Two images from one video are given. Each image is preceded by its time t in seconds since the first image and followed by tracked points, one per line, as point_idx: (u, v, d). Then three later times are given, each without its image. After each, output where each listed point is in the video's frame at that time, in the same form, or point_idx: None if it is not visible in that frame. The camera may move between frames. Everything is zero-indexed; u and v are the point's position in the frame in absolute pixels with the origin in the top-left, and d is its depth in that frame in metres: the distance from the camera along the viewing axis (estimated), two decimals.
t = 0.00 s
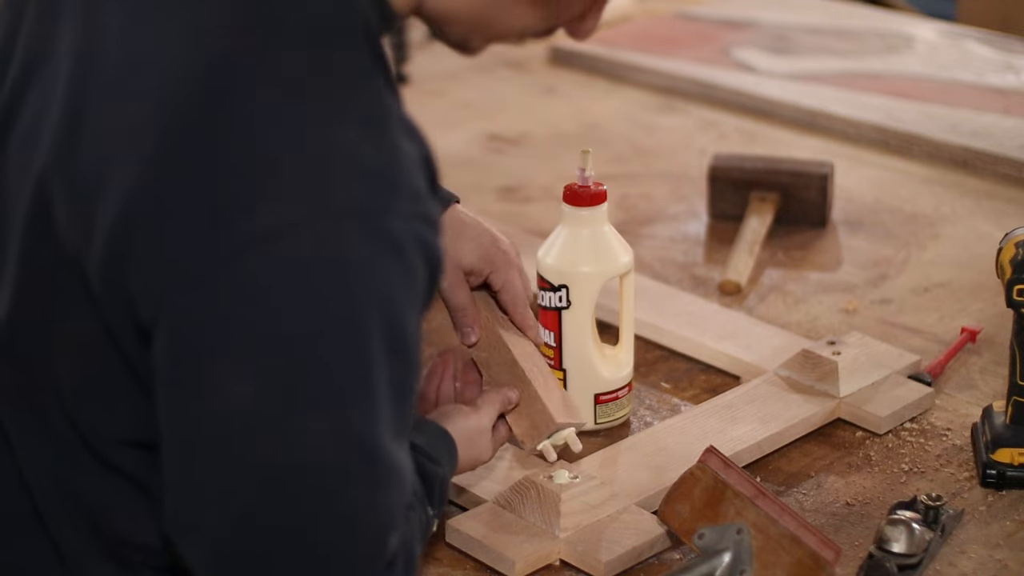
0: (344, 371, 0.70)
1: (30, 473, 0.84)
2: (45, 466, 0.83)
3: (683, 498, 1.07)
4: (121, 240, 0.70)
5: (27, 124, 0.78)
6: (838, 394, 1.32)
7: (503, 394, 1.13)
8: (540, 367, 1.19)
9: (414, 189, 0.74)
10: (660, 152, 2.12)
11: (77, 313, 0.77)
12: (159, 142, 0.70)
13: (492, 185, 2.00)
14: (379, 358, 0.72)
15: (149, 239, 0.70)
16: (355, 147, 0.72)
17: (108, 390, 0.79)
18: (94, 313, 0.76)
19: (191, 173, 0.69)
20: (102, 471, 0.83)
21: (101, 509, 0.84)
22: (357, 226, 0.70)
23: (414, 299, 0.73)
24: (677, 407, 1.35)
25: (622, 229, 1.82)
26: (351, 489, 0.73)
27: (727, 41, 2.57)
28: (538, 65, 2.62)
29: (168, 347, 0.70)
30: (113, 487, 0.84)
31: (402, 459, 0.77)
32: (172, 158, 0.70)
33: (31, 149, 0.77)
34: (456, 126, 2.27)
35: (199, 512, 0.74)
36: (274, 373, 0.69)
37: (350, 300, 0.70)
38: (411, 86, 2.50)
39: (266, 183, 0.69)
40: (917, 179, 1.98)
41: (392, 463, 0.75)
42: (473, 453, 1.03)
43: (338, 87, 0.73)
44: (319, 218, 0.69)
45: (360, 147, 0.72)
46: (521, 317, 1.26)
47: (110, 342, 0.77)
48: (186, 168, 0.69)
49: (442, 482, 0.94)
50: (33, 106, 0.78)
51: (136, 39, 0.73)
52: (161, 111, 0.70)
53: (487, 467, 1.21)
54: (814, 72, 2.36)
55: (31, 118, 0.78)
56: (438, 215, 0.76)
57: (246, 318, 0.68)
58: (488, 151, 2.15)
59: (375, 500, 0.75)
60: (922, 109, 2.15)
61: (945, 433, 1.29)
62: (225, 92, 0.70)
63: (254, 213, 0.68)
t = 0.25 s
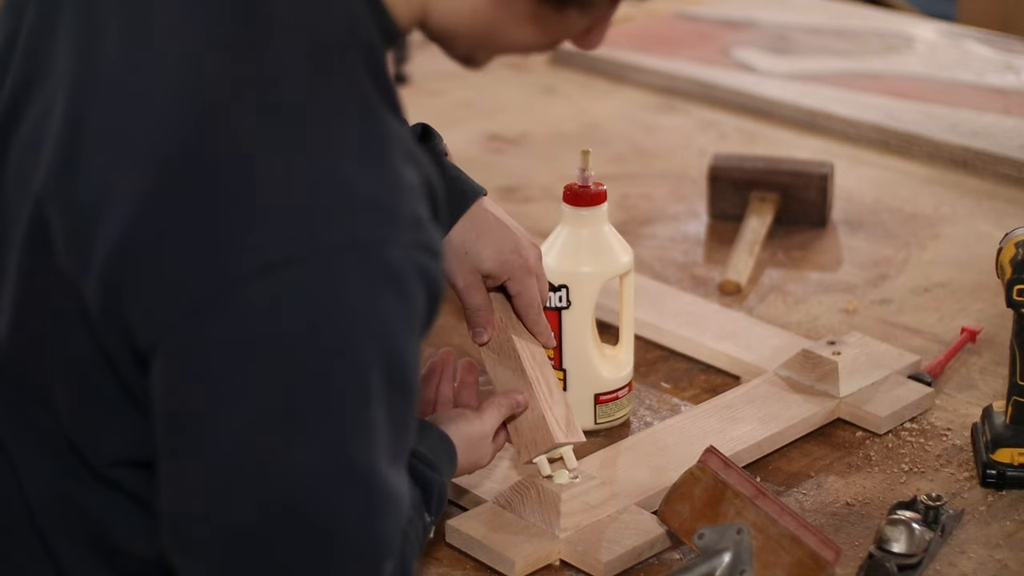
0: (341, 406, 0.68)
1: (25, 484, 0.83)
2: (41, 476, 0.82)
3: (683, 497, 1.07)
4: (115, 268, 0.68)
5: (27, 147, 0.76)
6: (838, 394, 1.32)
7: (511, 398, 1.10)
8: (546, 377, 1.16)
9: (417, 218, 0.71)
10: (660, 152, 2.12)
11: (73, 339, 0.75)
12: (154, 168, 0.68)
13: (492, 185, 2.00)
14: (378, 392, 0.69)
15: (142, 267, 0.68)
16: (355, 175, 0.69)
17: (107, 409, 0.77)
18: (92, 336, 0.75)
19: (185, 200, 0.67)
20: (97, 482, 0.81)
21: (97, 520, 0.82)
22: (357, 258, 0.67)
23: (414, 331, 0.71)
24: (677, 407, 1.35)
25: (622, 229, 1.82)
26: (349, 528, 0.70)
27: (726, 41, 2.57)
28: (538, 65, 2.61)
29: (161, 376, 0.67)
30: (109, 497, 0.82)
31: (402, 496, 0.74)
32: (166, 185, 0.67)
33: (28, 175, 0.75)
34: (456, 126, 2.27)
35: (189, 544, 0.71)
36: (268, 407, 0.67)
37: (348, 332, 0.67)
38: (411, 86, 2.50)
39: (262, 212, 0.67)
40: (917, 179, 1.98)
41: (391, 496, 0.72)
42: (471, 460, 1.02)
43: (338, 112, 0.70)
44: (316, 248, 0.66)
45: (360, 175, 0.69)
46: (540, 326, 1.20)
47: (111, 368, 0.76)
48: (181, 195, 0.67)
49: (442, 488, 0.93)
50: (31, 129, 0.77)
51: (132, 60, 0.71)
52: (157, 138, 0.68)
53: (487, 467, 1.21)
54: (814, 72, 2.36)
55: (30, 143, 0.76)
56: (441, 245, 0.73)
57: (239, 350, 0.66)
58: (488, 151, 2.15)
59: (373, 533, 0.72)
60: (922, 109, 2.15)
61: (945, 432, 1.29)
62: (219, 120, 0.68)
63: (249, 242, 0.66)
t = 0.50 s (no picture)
0: (335, 434, 0.68)
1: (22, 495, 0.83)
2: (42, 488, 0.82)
3: (683, 498, 1.07)
4: (110, 296, 0.69)
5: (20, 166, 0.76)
6: (838, 394, 1.32)
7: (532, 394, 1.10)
8: (557, 379, 1.16)
9: (412, 241, 0.70)
10: (660, 152, 2.12)
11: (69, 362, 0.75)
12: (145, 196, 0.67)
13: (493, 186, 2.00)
14: (372, 419, 0.69)
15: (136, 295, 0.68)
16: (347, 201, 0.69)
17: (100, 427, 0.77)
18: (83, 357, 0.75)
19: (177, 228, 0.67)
20: (94, 501, 0.82)
21: (95, 534, 0.83)
22: (349, 286, 0.67)
23: (408, 355, 0.70)
24: (677, 407, 1.35)
25: (622, 229, 1.82)
26: (348, 552, 0.71)
27: (726, 41, 2.57)
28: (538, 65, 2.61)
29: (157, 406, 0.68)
30: (107, 515, 0.82)
31: (401, 516, 0.74)
32: (158, 214, 0.67)
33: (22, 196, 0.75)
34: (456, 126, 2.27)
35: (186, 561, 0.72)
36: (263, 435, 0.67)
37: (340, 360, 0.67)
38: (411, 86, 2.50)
39: (254, 241, 0.66)
40: (917, 179, 1.98)
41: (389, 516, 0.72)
42: (481, 452, 1.01)
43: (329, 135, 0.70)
44: (308, 277, 0.66)
45: (352, 200, 0.69)
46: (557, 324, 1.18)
47: (105, 388, 0.76)
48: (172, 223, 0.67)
49: (446, 484, 0.93)
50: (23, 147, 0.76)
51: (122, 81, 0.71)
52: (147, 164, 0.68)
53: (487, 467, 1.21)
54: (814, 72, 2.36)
55: (23, 161, 0.76)
56: (435, 266, 0.73)
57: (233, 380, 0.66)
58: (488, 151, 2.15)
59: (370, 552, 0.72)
60: (922, 109, 2.15)
61: (945, 433, 1.29)
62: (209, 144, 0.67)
63: (242, 272, 0.66)
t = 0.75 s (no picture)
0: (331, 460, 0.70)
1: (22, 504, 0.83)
2: (46, 501, 0.82)
3: (683, 497, 1.08)
4: (107, 321, 0.70)
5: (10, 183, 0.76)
6: (838, 394, 1.32)
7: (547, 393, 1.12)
8: (568, 382, 1.17)
9: (410, 267, 0.71)
10: (660, 152, 2.12)
11: (65, 386, 0.77)
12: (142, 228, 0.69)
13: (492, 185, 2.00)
14: (370, 442, 0.71)
15: (135, 323, 0.70)
16: (343, 231, 0.69)
17: (96, 443, 0.79)
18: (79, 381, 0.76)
19: (175, 259, 0.69)
20: (94, 517, 0.82)
21: (94, 547, 0.83)
22: (346, 317, 0.68)
23: (406, 380, 0.72)
24: (677, 407, 1.35)
25: (622, 229, 1.82)
26: (346, 568, 0.73)
27: (726, 41, 2.57)
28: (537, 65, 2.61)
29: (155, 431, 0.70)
30: (104, 530, 0.83)
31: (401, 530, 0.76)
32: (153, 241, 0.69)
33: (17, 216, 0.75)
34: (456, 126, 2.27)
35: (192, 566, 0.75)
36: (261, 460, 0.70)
37: (336, 390, 0.69)
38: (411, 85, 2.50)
39: (250, 273, 0.68)
40: (917, 179, 1.98)
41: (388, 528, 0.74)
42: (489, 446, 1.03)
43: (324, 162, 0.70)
44: (306, 310, 0.68)
45: (348, 230, 0.69)
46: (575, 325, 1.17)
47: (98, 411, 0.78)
48: (170, 255, 0.69)
49: (450, 477, 0.93)
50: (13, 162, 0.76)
51: (114, 103, 0.70)
52: (143, 195, 0.69)
53: (487, 466, 1.21)
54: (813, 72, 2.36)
55: (15, 174, 0.75)
56: (435, 288, 0.74)
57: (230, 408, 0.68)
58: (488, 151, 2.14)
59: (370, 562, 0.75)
60: (922, 109, 2.15)
61: (945, 433, 1.29)
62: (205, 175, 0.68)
63: (239, 305, 0.68)
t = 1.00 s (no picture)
0: (322, 475, 0.71)
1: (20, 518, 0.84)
2: (44, 515, 0.83)
3: (683, 498, 1.08)
4: (95, 338, 0.71)
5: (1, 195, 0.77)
6: (838, 394, 1.32)
7: (556, 403, 1.13)
8: (576, 390, 1.16)
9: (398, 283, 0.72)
10: (660, 152, 2.12)
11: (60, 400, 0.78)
12: (135, 244, 0.69)
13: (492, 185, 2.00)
14: (358, 455, 0.72)
15: (126, 340, 0.70)
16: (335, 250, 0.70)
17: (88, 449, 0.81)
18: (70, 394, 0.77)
19: (164, 277, 0.69)
20: (91, 528, 0.84)
21: (89, 556, 0.85)
22: (337, 337, 0.69)
23: (396, 397, 0.73)
24: (677, 407, 1.35)
25: (622, 229, 1.82)
26: None
27: (726, 40, 2.57)
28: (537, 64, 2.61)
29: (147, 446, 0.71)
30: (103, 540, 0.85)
31: (391, 544, 0.78)
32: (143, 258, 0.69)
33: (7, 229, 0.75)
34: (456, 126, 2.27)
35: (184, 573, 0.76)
36: (253, 474, 0.71)
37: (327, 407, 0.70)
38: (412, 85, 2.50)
39: (243, 290, 0.69)
40: (917, 179, 1.98)
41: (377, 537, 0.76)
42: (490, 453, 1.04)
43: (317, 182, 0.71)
44: (297, 329, 0.69)
45: (339, 249, 0.70)
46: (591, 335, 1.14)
47: (84, 422, 0.79)
48: (163, 271, 0.69)
49: (453, 485, 0.94)
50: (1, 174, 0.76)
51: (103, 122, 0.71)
52: (135, 211, 0.69)
53: (487, 467, 1.21)
54: (813, 72, 2.36)
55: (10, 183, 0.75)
56: (424, 307, 0.75)
57: (222, 423, 0.69)
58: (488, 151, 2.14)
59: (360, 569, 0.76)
60: (922, 109, 2.15)
61: (945, 433, 1.29)
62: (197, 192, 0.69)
63: (230, 322, 0.68)
